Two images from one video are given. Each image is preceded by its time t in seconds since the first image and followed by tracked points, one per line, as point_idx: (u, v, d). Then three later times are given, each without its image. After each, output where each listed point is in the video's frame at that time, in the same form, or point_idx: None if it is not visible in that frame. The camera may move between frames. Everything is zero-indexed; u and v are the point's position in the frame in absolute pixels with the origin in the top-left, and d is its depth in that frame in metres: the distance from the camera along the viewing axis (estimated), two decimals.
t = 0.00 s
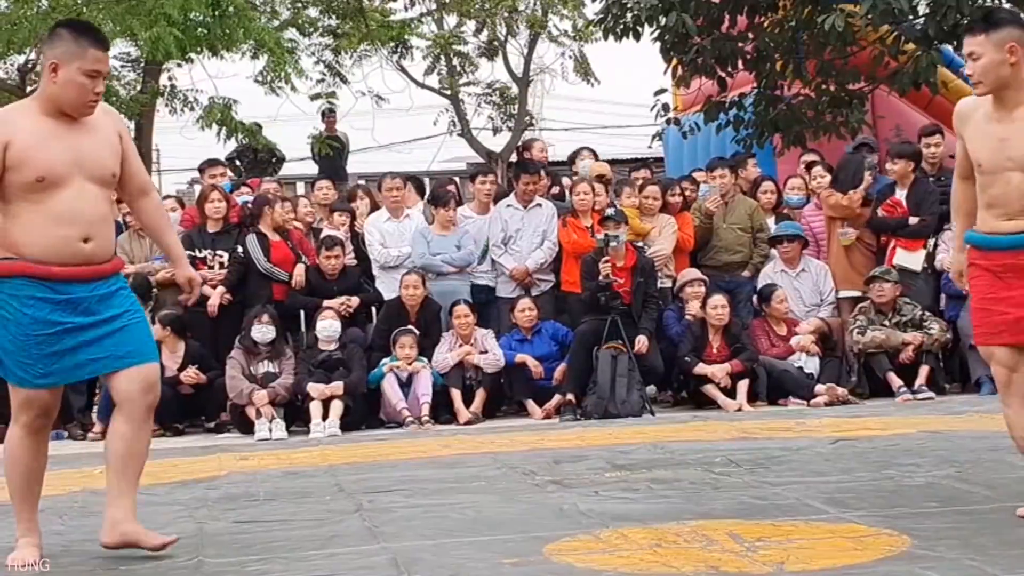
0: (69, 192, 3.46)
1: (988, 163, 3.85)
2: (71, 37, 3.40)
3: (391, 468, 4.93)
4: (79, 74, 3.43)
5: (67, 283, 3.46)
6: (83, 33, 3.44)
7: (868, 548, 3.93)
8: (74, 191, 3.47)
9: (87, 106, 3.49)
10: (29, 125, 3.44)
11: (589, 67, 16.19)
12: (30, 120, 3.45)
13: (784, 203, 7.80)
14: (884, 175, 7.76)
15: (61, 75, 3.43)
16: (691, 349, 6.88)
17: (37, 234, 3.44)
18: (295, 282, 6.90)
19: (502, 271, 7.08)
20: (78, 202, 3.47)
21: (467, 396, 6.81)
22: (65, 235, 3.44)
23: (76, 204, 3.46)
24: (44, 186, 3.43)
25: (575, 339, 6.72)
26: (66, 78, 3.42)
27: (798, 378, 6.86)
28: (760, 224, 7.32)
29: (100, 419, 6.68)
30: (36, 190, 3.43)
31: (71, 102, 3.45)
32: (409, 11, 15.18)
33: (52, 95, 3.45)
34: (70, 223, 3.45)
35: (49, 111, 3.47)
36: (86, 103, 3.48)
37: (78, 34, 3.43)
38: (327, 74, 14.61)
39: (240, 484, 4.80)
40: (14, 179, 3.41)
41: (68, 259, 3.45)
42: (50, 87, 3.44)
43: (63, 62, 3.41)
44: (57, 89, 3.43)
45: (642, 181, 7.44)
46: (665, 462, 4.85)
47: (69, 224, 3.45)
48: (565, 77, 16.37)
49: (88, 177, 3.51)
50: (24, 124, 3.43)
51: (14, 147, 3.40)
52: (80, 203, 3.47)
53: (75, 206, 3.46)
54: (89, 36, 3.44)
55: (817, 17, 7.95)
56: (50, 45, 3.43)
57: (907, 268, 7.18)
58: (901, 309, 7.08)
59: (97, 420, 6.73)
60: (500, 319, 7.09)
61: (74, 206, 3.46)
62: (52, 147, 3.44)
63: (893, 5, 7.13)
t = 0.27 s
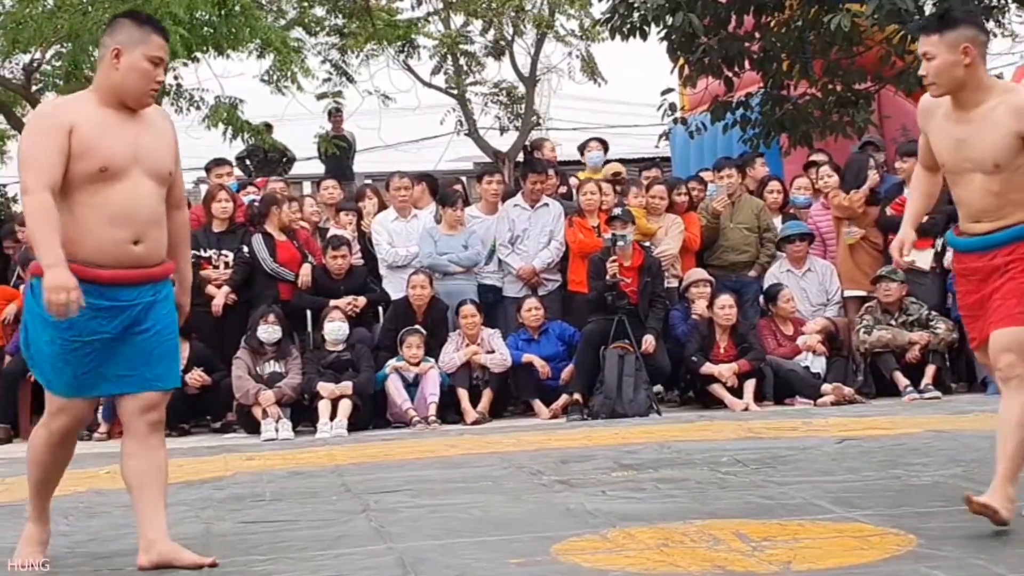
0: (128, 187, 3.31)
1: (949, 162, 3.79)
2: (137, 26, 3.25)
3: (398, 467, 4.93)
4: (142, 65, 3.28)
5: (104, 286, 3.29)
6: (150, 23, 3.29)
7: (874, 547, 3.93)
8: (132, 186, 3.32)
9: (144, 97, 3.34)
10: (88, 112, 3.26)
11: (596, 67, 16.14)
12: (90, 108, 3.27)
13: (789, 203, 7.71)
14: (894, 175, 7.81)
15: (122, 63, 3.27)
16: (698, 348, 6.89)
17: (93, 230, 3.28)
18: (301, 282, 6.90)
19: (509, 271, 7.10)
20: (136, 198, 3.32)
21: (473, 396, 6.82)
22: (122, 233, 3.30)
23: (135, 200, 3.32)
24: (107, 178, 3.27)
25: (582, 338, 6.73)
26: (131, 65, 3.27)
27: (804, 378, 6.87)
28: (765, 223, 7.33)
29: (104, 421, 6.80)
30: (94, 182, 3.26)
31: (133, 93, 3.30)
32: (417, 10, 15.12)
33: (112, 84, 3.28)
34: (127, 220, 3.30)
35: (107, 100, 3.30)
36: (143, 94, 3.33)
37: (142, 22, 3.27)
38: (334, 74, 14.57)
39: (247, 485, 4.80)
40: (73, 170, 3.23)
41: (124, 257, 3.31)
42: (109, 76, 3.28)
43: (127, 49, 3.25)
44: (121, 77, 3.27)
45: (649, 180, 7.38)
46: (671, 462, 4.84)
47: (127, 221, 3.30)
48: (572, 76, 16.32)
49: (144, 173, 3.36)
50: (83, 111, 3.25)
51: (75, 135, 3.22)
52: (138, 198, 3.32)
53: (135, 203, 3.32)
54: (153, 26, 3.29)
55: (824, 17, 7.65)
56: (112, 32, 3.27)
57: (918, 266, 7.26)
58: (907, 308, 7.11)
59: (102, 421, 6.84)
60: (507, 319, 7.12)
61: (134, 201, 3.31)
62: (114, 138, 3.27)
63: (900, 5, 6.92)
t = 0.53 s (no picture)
0: (192, 170, 3.30)
1: (893, 178, 3.63)
2: (204, 12, 3.30)
3: (405, 467, 4.91)
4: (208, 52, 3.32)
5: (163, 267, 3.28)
6: (213, 12, 3.34)
7: (881, 545, 3.93)
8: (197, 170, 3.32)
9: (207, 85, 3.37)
10: (155, 96, 3.28)
11: (603, 67, 16.14)
12: (158, 93, 3.29)
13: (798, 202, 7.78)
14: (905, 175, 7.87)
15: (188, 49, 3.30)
16: (705, 348, 6.92)
17: (160, 210, 3.26)
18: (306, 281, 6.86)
19: (516, 270, 7.10)
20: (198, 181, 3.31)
21: (480, 396, 6.81)
22: (188, 216, 3.28)
23: (199, 183, 3.31)
24: (174, 160, 3.27)
25: (589, 338, 6.72)
26: (196, 52, 3.30)
27: (812, 377, 6.86)
28: (773, 222, 7.31)
29: (112, 419, 6.82)
30: (161, 164, 3.26)
31: (199, 79, 3.33)
32: (423, 9, 15.11)
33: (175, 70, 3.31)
34: (192, 203, 3.29)
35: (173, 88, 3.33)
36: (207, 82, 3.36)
37: (207, 10, 3.33)
38: (341, 72, 14.52)
39: (254, 484, 4.78)
40: (140, 152, 3.24)
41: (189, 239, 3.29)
42: (173, 63, 3.32)
43: (194, 34, 3.29)
44: (186, 62, 3.30)
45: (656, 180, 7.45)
46: (679, 461, 4.84)
47: (191, 203, 3.29)
48: (579, 76, 16.32)
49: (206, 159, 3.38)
50: (151, 95, 3.27)
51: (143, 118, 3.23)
52: (202, 182, 3.32)
53: (199, 186, 3.31)
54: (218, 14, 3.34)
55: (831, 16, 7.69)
56: (175, 21, 3.33)
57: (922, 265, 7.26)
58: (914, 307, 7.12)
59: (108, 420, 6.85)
60: (514, 319, 7.11)
61: (197, 185, 3.31)
62: (179, 122, 3.29)
63: (908, 4, 7.05)
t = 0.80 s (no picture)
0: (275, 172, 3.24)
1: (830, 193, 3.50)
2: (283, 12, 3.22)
3: (416, 466, 4.91)
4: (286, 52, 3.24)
5: (243, 263, 3.16)
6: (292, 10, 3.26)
7: (892, 544, 3.93)
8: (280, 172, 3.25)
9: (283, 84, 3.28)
10: (234, 98, 3.20)
11: (613, 65, 16.13)
12: (236, 95, 3.21)
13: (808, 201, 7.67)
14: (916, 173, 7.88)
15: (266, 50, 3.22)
16: (716, 347, 6.93)
17: (249, 215, 3.20)
18: (317, 279, 6.92)
19: (527, 269, 7.10)
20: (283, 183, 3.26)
21: (491, 394, 6.83)
22: (275, 219, 3.23)
23: (283, 185, 3.25)
24: (258, 163, 3.20)
25: (599, 337, 6.73)
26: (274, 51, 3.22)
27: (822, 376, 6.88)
28: (784, 221, 7.30)
29: (121, 418, 6.89)
30: (242, 167, 3.19)
31: (275, 80, 3.25)
32: (433, 7, 15.11)
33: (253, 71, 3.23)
34: (277, 204, 3.23)
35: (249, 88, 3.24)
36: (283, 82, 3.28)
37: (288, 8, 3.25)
38: (349, 70, 14.22)
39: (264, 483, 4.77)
40: (223, 155, 3.16)
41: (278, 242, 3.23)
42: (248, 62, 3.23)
43: (274, 35, 3.22)
44: (264, 63, 3.22)
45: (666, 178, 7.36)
46: (690, 460, 4.84)
47: (279, 205, 3.23)
48: (589, 74, 16.32)
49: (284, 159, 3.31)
50: (229, 97, 3.19)
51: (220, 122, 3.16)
52: (285, 184, 3.26)
53: (281, 188, 3.24)
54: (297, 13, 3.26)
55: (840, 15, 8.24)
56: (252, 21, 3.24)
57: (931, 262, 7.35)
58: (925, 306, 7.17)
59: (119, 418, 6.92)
60: (525, 317, 7.11)
61: (281, 186, 3.25)
62: (260, 124, 3.21)
63: (916, 5, 7.57)
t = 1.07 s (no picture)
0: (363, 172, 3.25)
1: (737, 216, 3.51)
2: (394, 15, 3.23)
3: (429, 466, 4.90)
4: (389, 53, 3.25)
5: (337, 258, 3.15)
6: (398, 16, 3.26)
7: (906, 543, 3.92)
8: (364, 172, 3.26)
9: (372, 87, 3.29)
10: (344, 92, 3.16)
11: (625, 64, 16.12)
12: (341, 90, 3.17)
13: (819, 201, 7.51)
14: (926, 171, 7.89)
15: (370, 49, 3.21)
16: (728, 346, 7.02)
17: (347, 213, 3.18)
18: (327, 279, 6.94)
19: (540, 268, 7.09)
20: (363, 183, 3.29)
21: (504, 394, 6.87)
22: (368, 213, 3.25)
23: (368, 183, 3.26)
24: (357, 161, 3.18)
25: (612, 335, 6.79)
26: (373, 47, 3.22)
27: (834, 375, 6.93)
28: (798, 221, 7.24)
29: (133, 417, 6.86)
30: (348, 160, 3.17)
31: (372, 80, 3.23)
32: (444, 6, 15.12)
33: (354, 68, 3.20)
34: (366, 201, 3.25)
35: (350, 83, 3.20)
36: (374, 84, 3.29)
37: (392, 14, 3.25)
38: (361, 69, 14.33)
39: (277, 483, 4.76)
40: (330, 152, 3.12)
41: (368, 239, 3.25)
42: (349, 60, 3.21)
43: (380, 39, 3.21)
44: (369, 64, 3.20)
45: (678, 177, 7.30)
46: (703, 459, 4.84)
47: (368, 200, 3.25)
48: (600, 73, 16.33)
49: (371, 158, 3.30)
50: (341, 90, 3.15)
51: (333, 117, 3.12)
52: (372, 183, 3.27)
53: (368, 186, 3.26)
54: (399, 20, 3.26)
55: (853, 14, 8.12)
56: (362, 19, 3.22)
57: (944, 262, 7.27)
58: (937, 306, 7.17)
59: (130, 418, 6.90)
60: (538, 316, 7.13)
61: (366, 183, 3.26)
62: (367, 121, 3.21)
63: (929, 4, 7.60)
